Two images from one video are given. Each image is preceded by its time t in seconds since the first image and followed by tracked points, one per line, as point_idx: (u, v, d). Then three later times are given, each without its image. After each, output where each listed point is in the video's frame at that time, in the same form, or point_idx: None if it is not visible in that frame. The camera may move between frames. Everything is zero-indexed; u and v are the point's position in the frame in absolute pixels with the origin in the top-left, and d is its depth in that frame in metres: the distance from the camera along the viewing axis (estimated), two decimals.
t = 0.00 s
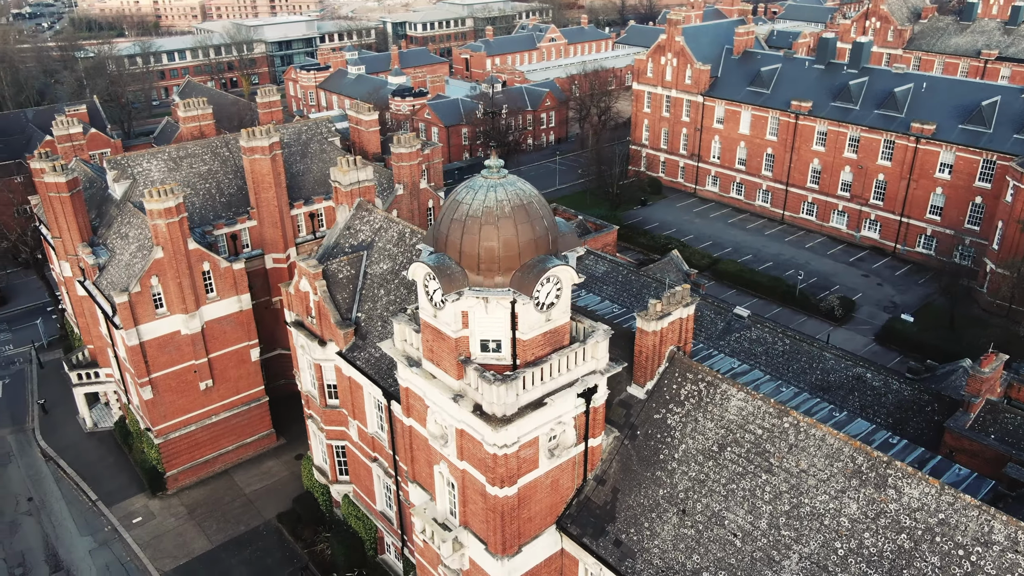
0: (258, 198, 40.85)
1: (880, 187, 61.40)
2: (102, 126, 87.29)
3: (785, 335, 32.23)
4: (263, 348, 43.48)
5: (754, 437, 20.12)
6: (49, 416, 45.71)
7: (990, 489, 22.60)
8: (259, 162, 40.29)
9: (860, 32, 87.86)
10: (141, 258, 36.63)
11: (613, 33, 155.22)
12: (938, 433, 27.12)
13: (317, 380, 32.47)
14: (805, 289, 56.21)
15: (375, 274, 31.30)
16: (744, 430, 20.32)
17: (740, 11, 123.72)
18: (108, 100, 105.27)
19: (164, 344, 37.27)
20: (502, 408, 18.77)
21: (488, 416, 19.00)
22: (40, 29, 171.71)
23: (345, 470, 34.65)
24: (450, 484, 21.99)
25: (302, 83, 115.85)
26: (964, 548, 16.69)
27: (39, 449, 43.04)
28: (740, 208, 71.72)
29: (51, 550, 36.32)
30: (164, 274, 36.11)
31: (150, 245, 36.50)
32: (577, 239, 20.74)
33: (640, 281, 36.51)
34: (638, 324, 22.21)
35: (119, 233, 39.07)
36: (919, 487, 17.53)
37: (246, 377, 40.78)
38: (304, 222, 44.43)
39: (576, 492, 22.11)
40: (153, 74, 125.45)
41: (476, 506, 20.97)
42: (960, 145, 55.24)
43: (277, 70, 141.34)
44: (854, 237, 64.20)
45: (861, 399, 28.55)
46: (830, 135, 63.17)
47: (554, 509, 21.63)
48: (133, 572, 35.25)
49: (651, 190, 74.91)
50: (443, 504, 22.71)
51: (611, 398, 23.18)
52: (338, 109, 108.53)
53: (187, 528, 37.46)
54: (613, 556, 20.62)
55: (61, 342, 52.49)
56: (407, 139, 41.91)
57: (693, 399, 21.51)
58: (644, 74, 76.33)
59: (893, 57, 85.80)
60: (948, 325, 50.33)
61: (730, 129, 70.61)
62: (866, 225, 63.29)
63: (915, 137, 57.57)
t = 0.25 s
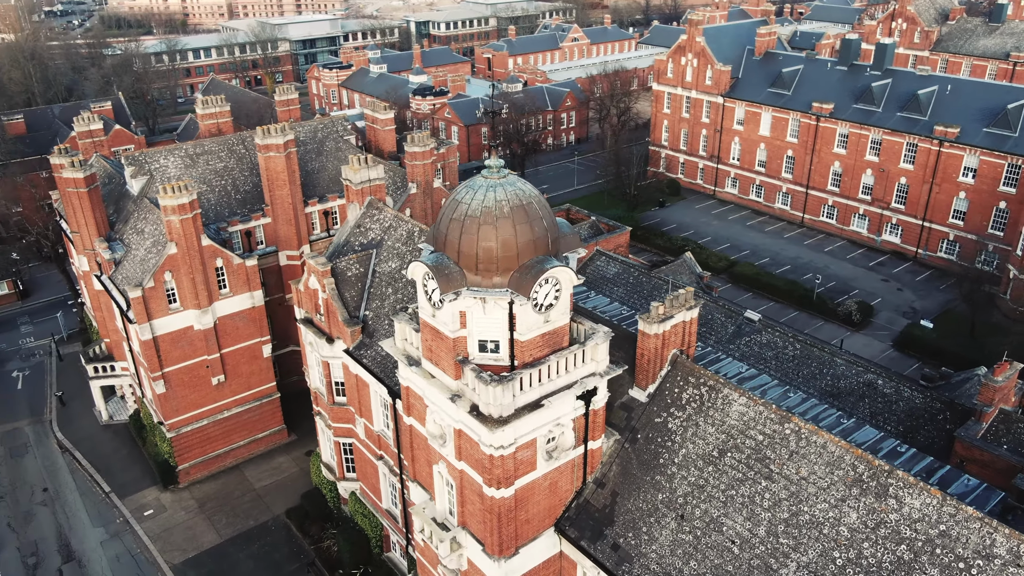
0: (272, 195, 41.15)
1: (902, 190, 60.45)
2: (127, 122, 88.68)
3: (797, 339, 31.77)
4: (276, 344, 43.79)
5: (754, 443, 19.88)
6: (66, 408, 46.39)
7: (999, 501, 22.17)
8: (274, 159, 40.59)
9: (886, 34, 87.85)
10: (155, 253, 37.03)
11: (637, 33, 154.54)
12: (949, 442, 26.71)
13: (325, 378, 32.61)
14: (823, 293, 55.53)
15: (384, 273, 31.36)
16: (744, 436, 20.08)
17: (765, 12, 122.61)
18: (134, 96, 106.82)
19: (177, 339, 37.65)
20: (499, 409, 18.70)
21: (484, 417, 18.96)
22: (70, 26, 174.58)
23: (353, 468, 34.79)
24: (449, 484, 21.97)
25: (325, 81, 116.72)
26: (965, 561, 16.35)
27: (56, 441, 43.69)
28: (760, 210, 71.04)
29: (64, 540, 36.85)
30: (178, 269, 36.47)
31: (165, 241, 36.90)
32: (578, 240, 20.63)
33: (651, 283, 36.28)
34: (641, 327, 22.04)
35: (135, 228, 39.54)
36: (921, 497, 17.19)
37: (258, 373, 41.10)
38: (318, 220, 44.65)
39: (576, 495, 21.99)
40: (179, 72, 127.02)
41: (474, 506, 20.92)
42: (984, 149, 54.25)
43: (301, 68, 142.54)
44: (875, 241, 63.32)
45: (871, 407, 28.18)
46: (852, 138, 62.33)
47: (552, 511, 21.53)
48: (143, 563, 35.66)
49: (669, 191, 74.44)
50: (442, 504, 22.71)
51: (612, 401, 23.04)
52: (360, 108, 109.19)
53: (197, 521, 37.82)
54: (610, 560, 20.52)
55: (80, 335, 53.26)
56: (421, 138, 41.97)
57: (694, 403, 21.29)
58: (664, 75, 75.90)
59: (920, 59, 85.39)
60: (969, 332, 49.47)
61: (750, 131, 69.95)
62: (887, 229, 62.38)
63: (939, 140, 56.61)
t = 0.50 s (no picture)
0: (287, 193, 41.44)
1: (925, 195, 59.47)
2: (151, 119, 89.88)
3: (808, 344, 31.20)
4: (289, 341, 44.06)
5: (755, 449, 19.62)
6: (83, 401, 47.04)
7: (1008, 513, 21.70)
8: (289, 158, 40.87)
9: (912, 35, 86.66)
10: (169, 249, 37.43)
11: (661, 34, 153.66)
12: (960, 452, 26.27)
13: (333, 375, 32.76)
14: (841, 297, 54.82)
15: (392, 272, 31.43)
16: (745, 442, 19.83)
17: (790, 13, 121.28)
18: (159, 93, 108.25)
19: (190, 334, 38.03)
20: (495, 411, 18.64)
21: (481, 419, 18.89)
22: (100, 24, 177.16)
23: (360, 465, 34.90)
24: (448, 484, 21.94)
25: (347, 80, 117.41)
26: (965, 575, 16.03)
27: (72, 433, 44.32)
28: (779, 213, 70.30)
29: (76, 531, 37.37)
30: (191, 266, 36.83)
31: (179, 238, 37.27)
32: (580, 241, 20.50)
33: (662, 286, 36.03)
34: (643, 330, 21.85)
35: (151, 224, 40.00)
36: (921, 508, 16.88)
37: (270, 369, 41.39)
38: (333, 218, 44.84)
39: (574, 498, 21.84)
40: (204, 69, 128.39)
41: (471, 507, 20.85)
42: (1009, 153, 53.21)
43: (325, 66, 143.50)
44: (896, 246, 62.37)
45: (882, 415, 27.82)
46: (874, 141, 61.43)
47: (551, 514, 21.40)
48: (152, 556, 36.05)
49: (688, 193, 73.92)
50: (442, 504, 22.68)
51: (613, 404, 22.87)
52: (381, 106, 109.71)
53: (207, 515, 38.16)
54: (607, 564, 20.35)
55: (99, 329, 53.98)
56: (435, 137, 41.98)
57: (696, 408, 21.05)
58: (684, 75, 75.40)
59: (947, 61, 84.60)
60: (990, 339, 48.56)
61: (771, 133, 69.25)
62: (909, 234, 61.42)
63: (962, 144, 55.61)
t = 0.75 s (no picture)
0: (301, 191, 41.65)
1: (947, 198, 58.47)
2: (174, 115, 90.94)
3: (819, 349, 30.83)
4: (301, 337, 44.31)
5: (754, 455, 19.38)
6: (100, 393, 47.65)
7: (1017, 525, 21.27)
8: (303, 155, 41.09)
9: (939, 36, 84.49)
10: (183, 245, 37.79)
11: (685, 34, 152.58)
12: (972, 461, 25.81)
13: (341, 372, 32.91)
14: (859, 302, 54.08)
15: (401, 270, 31.47)
16: (745, 447, 19.59)
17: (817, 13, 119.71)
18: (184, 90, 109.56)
19: (202, 329, 38.38)
20: (491, 411, 18.59)
21: (477, 419, 18.84)
22: (129, 21, 179.62)
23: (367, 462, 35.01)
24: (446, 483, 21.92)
25: (369, 78, 117.97)
26: None
27: (88, 425, 44.91)
28: (799, 215, 69.52)
29: (89, 522, 37.86)
30: (204, 261, 37.16)
31: (193, 233, 37.62)
32: (581, 242, 20.37)
33: (673, 288, 35.76)
34: (645, 332, 21.66)
35: (167, 220, 40.41)
36: (922, 519, 16.56)
37: (281, 365, 41.65)
38: (346, 215, 44.97)
39: (573, 501, 21.71)
40: (228, 67, 129.61)
41: (468, 508, 20.80)
42: None
43: (348, 64, 144.31)
44: (918, 250, 61.39)
45: (892, 422, 27.46)
46: (896, 143, 60.50)
47: (548, 516, 21.30)
48: (162, 548, 36.43)
49: (707, 194, 73.35)
50: (441, 504, 22.67)
51: (614, 406, 22.70)
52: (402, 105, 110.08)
53: (217, 509, 38.49)
54: (604, 567, 20.24)
55: (117, 322, 54.66)
56: (448, 136, 41.97)
57: (696, 412, 20.84)
58: (704, 76, 74.84)
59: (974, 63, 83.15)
60: (1011, 346, 47.63)
61: (791, 134, 68.49)
62: (931, 238, 60.44)
63: (987, 147, 54.56)
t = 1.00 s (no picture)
0: (315, 188, 41.90)
1: (971, 203, 57.39)
2: (198, 113, 92.03)
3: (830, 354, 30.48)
4: (314, 334, 44.59)
5: (755, 461, 19.12)
6: (117, 386, 48.30)
7: None
8: (318, 153, 41.34)
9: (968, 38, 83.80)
10: (197, 241, 38.15)
11: (710, 34, 151.53)
12: (983, 472, 25.29)
13: (349, 370, 33.06)
14: (878, 307, 53.30)
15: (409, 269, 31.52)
16: (745, 453, 19.34)
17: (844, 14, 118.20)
18: (209, 87, 110.88)
19: (215, 324, 38.73)
20: (487, 412, 18.51)
21: (473, 419, 18.77)
22: (157, 19, 182.03)
23: (375, 460, 35.13)
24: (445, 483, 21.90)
25: (392, 77, 118.56)
26: None
27: (104, 417, 45.51)
28: (820, 219, 68.70)
29: (102, 513, 38.35)
30: (218, 257, 37.48)
31: (207, 230, 37.96)
32: (582, 243, 20.24)
33: (684, 290, 35.50)
34: (647, 334, 21.47)
35: (183, 216, 40.81)
36: (921, 530, 16.22)
37: (294, 362, 41.94)
38: (361, 214, 45.15)
39: (572, 503, 21.60)
40: (253, 65, 130.86)
41: (466, 508, 20.75)
42: None
43: (372, 63, 145.11)
44: (941, 255, 60.36)
45: (902, 431, 27.04)
46: (919, 146, 59.51)
47: (547, 518, 21.18)
48: (172, 541, 36.81)
49: (726, 197, 72.74)
50: (441, 503, 22.66)
51: (615, 409, 22.55)
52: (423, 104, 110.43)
53: (227, 503, 38.82)
54: (601, 571, 20.09)
55: (136, 316, 55.36)
56: (462, 136, 42.01)
57: (698, 416, 20.61)
58: (726, 77, 74.21)
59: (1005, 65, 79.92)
60: None
61: (813, 136, 67.68)
62: (954, 243, 59.40)
63: (1013, 151, 53.43)
